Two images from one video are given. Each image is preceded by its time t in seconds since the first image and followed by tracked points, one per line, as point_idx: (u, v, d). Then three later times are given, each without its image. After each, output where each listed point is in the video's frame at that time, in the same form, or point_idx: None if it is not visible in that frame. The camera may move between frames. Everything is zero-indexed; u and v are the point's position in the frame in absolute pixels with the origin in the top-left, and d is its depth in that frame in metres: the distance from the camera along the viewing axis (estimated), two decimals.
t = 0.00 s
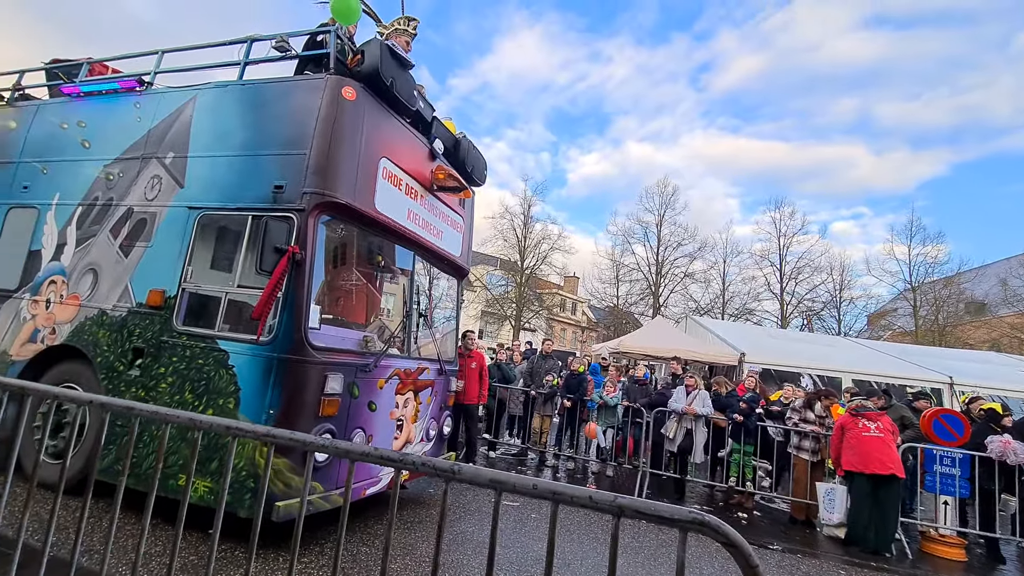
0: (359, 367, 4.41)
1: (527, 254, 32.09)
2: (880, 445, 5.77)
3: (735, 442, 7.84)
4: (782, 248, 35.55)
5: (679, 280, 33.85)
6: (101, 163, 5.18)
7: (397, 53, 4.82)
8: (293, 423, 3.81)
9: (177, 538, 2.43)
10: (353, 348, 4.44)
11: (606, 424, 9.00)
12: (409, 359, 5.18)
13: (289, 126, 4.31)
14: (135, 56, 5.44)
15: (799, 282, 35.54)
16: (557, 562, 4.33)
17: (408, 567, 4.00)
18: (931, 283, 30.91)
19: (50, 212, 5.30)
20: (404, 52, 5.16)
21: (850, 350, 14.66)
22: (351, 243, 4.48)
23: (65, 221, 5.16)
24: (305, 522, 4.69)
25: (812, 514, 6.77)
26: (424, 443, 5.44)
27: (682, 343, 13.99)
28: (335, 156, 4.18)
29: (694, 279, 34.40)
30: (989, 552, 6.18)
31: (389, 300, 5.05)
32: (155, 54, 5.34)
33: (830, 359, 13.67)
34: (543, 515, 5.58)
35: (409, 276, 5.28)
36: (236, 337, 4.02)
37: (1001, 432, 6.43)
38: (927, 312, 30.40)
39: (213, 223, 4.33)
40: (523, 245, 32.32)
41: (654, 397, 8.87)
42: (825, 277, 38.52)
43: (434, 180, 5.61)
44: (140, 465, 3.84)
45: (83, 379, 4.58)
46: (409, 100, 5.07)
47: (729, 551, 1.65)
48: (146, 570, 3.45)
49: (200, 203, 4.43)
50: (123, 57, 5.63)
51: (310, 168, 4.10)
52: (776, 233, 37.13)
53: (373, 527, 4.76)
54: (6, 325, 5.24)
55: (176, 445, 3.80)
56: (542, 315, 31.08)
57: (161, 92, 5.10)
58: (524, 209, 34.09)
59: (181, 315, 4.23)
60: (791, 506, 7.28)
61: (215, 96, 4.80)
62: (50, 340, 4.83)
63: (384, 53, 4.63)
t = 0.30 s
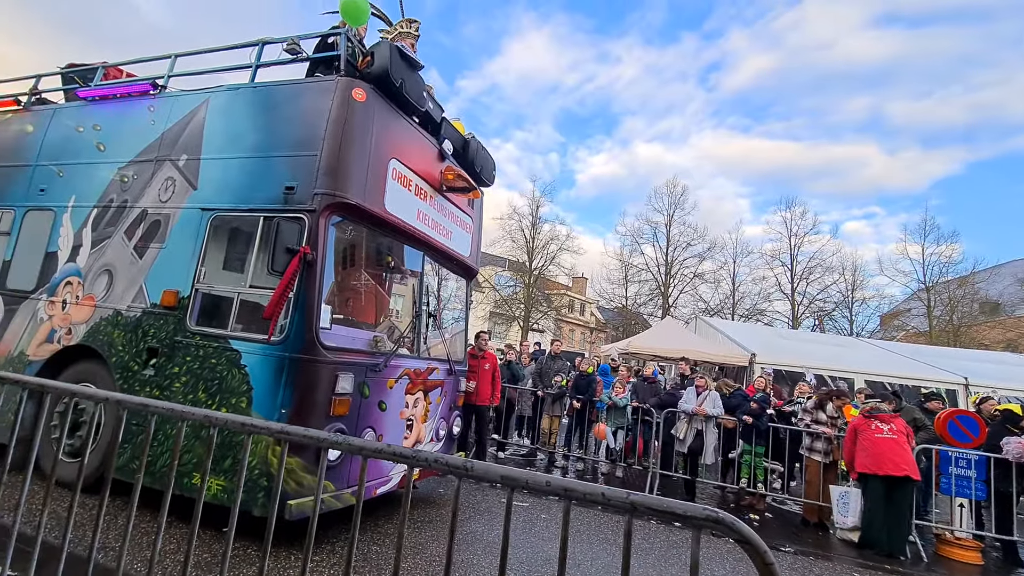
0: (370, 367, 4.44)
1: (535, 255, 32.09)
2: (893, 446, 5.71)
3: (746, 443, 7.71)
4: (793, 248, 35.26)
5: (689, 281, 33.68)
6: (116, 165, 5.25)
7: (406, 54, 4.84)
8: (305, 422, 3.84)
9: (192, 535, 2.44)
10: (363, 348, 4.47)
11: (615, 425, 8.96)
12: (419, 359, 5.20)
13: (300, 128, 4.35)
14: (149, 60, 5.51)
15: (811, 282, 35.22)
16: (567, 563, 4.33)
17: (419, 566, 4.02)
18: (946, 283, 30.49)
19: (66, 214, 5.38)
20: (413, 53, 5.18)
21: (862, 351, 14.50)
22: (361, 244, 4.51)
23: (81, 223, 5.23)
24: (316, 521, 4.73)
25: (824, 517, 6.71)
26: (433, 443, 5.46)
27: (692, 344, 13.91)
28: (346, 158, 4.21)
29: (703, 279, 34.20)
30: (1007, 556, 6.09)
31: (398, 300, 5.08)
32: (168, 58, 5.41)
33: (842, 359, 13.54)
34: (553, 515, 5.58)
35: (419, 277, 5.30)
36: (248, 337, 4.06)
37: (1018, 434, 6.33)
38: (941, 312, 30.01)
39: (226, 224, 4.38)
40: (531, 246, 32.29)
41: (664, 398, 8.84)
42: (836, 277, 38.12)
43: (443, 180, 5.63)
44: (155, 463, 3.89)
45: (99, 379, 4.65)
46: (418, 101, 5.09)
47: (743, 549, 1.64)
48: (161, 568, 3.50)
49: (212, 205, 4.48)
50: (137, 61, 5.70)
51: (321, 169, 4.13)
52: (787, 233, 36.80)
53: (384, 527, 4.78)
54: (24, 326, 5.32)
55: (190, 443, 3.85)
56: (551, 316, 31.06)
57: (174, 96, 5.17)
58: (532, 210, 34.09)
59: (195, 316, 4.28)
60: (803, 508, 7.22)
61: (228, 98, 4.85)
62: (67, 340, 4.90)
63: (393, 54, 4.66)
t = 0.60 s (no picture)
0: (374, 368, 4.44)
1: (540, 256, 32.06)
2: (902, 448, 5.66)
3: (753, 445, 7.73)
4: (800, 249, 35.06)
5: (694, 282, 33.54)
6: (123, 169, 5.28)
7: (410, 56, 4.85)
8: (310, 423, 3.85)
9: (197, 536, 2.43)
10: (368, 350, 4.47)
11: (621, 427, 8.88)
12: (424, 360, 5.20)
13: (305, 130, 4.36)
14: (156, 64, 5.55)
15: (818, 283, 35.00)
16: (572, 565, 4.31)
17: (424, 568, 4.01)
18: (955, 283, 30.22)
19: (74, 217, 5.42)
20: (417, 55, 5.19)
21: (870, 352, 14.37)
22: (366, 246, 4.51)
23: (89, 226, 5.27)
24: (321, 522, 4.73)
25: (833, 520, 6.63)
26: (438, 444, 5.46)
27: (698, 345, 13.85)
28: (350, 159, 4.21)
29: (709, 280, 34.06)
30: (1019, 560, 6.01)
31: (403, 302, 5.08)
32: (175, 62, 5.44)
33: (850, 361, 13.44)
34: (558, 518, 5.55)
35: (423, 278, 5.30)
36: (253, 339, 4.07)
37: None
38: (951, 313, 29.74)
39: (232, 226, 4.39)
40: (536, 248, 32.27)
41: (670, 399, 8.79)
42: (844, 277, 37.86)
43: (448, 182, 5.63)
44: (161, 464, 3.90)
45: (106, 380, 4.67)
46: (423, 103, 5.10)
47: (750, 553, 1.62)
48: (167, 568, 3.50)
49: (218, 207, 4.50)
50: (144, 65, 5.75)
51: (326, 171, 4.14)
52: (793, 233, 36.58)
53: (389, 528, 4.77)
54: (33, 328, 5.36)
55: (196, 444, 3.86)
56: (556, 318, 31.02)
57: (181, 99, 5.20)
58: (537, 211, 34.07)
59: (201, 317, 4.29)
60: (811, 511, 7.16)
61: (234, 101, 4.87)
62: (75, 342, 4.94)
63: (398, 56, 4.67)
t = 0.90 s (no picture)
0: (379, 370, 4.45)
1: (544, 257, 32.03)
2: (909, 449, 5.62)
3: (758, 446, 7.77)
4: (805, 249, 34.92)
5: (698, 283, 33.45)
6: (130, 171, 5.32)
7: (415, 58, 4.87)
8: (315, 424, 3.86)
9: (203, 537, 2.43)
10: (372, 351, 4.48)
11: (625, 428, 8.88)
12: (428, 361, 5.21)
13: (310, 132, 4.38)
14: (162, 67, 5.58)
15: (823, 284, 34.83)
16: (577, 567, 4.31)
17: (429, 570, 4.01)
18: (962, 283, 30.03)
19: (82, 219, 5.46)
20: (422, 57, 5.21)
21: (877, 353, 14.30)
22: (370, 248, 4.52)
23: (96, 228, 5.31)
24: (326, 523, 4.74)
25: (839, 521, 6.62)
26: (443, 445, 5.47)
27: (702, 346, 13.82)
28: (355, 161, 4.23)
29: (714, 281, 33.97)
30: None
31: (407, 304, 5.10)
32: (181, 65, 5.47)
33: (856, 361, 13.39)
34: (563, 519, 5.56)
35: (427, 280, 5.31)
36: (259, 340, 4.09)
37: None
38: (957, 313, 29.56)
39: (237, 228, 4.42)
40: (540, 249, 32.26)
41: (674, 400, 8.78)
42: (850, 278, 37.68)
43: (452, 183, 5.64)
44: (167, 464, 3.92)
45: (113, 381, 4.70)
46: (427, 105, 5.11)
47: (756, 554, 1.62)
48: (173, 569, 3.53)
49: (224, 209, 4.52)
50: (151, 69, 5.78)
51: (330, 173, 4.15)
52: (798, 234, 36.47)
53: (393, 530, 4.78)
54: (40, 329, 5.40)
55: (202, 445, 3.88)
56: (559, 319, 31.00)
57: (187, 102, 5.23)
58: (541, 212, 34.04)
59: (207, 319, 4.32)
60: (816, 512, 7.13)
61: (239, 103, 4.89)
62: (82, 344, 4.97)
63: (402, 58, 4.69)
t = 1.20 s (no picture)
0: (382, 369, 4.45)
1: (546, 258, 32.00)
2: (915, 451, 5.60)
3: (761, 448, 7.72)
4: (809, 250, 34.81)
5: (702, 284, 33.37)
6: (134, 171, 5.33)
7: (418, 58, 4.87)
8: (318, 424, 3.86)
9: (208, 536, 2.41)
10: (375, 351, 4.49)
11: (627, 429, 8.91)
12: (431, 361, 5.21)
13: (314, 132, 4.38)
14: (167, 67, 5.60)
15: (827, 285, 34.70)
16: (581, 568, 4.30)
17: (433, 570, 4.01)
18: (967, 285, 29.88)
19: (87, 219, 5.48)
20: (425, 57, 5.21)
21: (882, 355, 14.24)
22: (373, 248, 4.52)
23: (101, 228, 5.33)
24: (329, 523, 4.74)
25: (843, 523, 6.53)
26: (446, 446, 5.46)
27: (706, 347, 13.79)
28: (359, 161, 4.23)
29: (717, 282, 33.90)
30: None
31: (410, 304, 5.10)
32: (185, 65, 5.48)
33: (860, 363, 13.32)
34: (566, 520, 5.54)
35: (430, 280, 5.31)
36: (262, 340, 4.09)
37: None
38: (963, 315, 29.42)
39: (241, 228, 4.42)
40: (543, 249, 32.25)
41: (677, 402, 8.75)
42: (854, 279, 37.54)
43: (455, 183, 5.64)
44: (172, 463, 3.93)
45: (117, 380, 4.72)
46: (431, 104, 5.11)
47: (764, 555, 1.61)
48: (177, 567, 3.54)
49: (228, 208, 4.53)
50: (155, 69, 5.80)
51: (334, 173, 4.15)
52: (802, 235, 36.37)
53: (396, 530, 4.78)
54: (45, 328, 5.42)
55: (206, 444, 3.88)
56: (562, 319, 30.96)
57: (191, 102, 5.24)
58: (543, 212, 34.00)
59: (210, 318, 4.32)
60: (821, 514, 7.10)
61: (243, 104, 4.90)
62: (87, 343, 4.98)
63: (406, 58, 4.68)
